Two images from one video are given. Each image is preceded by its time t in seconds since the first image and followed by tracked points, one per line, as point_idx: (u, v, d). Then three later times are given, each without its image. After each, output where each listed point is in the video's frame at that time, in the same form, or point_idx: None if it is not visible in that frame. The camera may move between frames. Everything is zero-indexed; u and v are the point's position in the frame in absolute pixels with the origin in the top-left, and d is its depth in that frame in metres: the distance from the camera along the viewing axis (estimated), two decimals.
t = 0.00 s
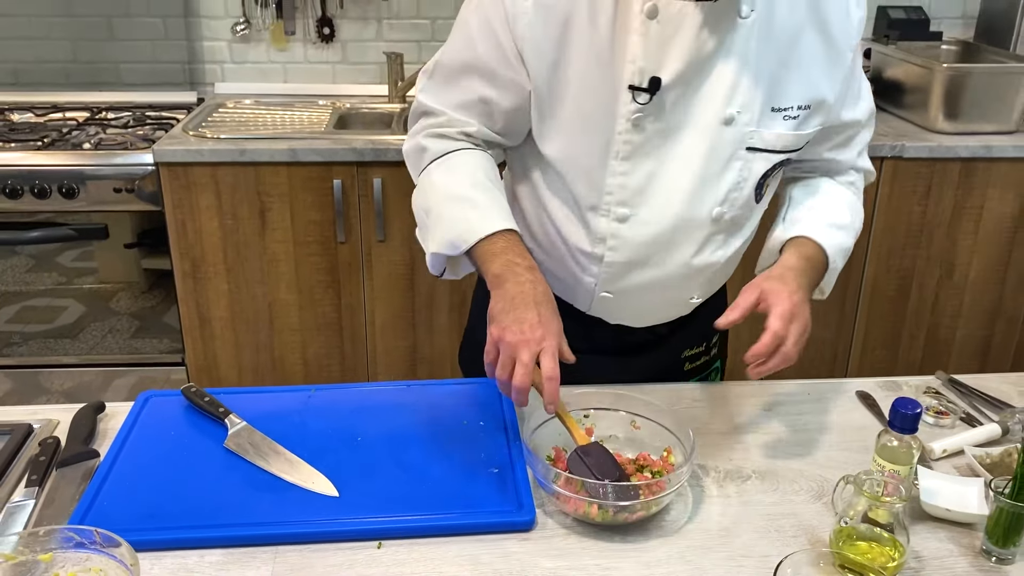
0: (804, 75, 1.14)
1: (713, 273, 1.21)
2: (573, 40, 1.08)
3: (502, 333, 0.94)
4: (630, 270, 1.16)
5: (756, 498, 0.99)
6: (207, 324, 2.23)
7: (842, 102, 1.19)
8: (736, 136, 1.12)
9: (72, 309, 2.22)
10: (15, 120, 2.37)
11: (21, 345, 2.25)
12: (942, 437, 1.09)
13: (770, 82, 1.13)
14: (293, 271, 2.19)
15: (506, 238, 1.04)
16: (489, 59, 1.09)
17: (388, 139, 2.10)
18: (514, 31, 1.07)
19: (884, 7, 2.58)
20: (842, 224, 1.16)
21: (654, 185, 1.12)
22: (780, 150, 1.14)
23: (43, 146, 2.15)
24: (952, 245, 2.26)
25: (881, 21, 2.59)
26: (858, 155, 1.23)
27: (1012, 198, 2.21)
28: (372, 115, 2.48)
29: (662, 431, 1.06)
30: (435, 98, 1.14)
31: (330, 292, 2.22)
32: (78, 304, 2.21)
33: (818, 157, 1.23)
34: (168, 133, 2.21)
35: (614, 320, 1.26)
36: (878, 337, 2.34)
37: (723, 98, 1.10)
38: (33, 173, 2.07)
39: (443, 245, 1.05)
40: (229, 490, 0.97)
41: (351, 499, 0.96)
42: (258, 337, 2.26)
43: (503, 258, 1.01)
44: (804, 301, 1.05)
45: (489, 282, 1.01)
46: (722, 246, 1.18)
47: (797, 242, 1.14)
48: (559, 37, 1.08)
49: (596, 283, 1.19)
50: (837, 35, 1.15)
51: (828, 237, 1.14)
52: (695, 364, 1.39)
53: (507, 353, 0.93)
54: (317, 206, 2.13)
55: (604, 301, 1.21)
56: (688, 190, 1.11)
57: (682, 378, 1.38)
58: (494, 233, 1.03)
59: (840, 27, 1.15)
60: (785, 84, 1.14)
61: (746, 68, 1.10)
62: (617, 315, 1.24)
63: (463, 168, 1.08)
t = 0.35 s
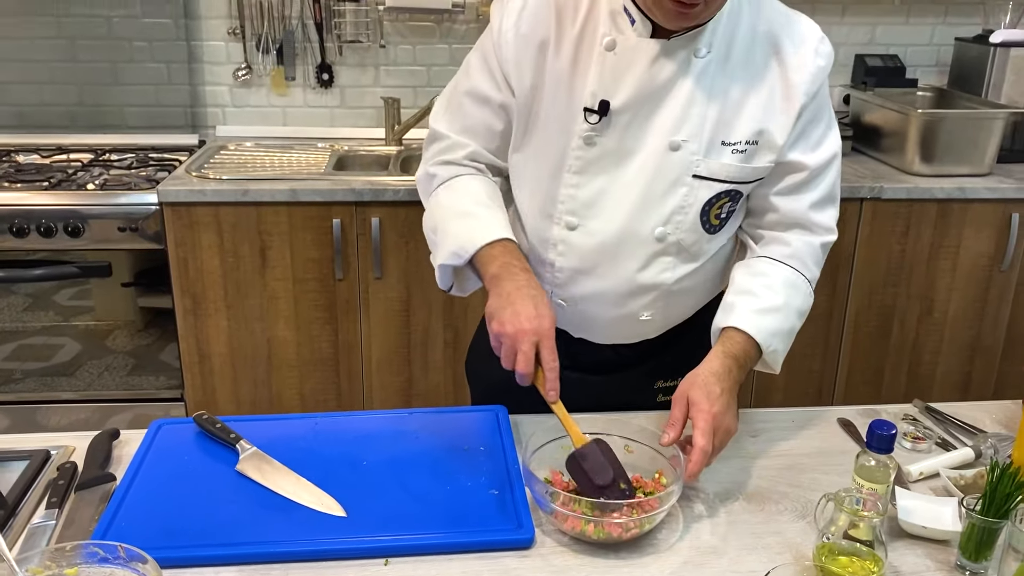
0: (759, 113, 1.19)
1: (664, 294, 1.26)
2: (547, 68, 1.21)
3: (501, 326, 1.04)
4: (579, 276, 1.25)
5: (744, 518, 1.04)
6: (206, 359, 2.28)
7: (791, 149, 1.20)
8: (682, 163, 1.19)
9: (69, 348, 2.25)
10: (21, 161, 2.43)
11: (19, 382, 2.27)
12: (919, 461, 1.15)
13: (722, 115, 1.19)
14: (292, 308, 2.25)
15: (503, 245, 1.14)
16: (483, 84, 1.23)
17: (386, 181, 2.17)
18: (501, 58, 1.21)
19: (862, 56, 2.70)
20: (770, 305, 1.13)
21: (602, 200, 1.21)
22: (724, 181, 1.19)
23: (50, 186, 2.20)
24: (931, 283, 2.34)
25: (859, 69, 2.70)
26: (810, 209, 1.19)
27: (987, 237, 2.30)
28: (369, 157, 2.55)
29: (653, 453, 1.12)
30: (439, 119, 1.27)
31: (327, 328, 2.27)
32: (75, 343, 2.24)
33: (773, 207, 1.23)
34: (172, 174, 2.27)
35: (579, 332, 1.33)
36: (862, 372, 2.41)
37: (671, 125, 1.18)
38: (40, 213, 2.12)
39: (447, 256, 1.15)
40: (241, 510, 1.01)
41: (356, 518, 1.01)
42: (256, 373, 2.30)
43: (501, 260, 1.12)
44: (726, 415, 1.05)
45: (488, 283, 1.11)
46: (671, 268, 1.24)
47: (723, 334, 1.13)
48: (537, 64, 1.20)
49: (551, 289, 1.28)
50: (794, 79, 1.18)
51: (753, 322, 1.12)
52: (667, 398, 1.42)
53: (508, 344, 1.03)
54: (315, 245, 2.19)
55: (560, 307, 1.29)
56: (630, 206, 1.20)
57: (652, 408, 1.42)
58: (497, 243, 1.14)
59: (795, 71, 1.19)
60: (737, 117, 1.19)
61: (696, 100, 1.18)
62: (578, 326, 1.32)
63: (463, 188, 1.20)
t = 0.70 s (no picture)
0: (737, 148, 1.24)
1: (653, 322, 1.29)
2: (539, 111, 1.26)
3: (490, 365, 1.08)
4: (570, 307, 1.28)
5: (740, 544, 1.07)
6: (206, 393, 2.30)
7: (769, 181, 1.24)
8: (666, 197, 1.23)
9: (66, 383, 2.26)
10: (25, 198, 2.46)
11: (17, 417, 2.29)
12: (909, 488, 1.18)
13: (701, 151, 1.24)
14: (291, 342, 2.28)
15: (498, 291, 1.17)
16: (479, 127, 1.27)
17: (385, 218, 2.22)
18: (494, 103, 1.25)
19: (848, 97, 2.77)
20: (755, 337, 1.17)
21: (590, 233, 1.25)
22: (705, 213, 1.23)
23: (53, 222, 2.24)
24: (920, 319, 2.38)
25: (846, 110, 2.78)
26: (790, 237, 1.23)
27: (973, 274, 2.35)
28: (368, 194, 2.60)
29: (651, 481, 1.15)
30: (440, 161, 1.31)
31: (325, 362, 2.30)
32: (72, 379, 2.26)
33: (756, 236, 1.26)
34: (174, 211, 2.31)
35: (569, 360, 1.36)
36: (853, 407, 2.45)
37: (654, 161, 1.23)
38: (44, 248, 2.14)
39: (444, 302, 1.18)
40: (249, 537, 1.04)
41: (362, 544, 1.03)
42: (255, 407, 2.32)
43: (494, 306, 1.15)
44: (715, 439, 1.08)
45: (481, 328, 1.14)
46: (659, 297, 1.27)
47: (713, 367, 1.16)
48: (528, 106, 1.25)
49: (543, 319, 1.31)
50: (769, 115, 1.23)
51: (739, 355, 1.15)
52: (658, 424, 1.45)
53: (495, 382, 1.06)
54: (315, 279, 2.23)
55: (551, 336, 1.32)
56: (617, 239, 1.24)
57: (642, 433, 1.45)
58: (493, 290, 1.17)
59: (769, 107, 1.23)
60: (716, 153, 1.24)
61: (677, 137, 1.23)
62: (569, 354, 1.35)
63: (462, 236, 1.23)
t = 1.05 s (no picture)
0: (708, 162, 1.29)
1: (651, 341, 1.30)
2: (514, 147, 1.29)
3: (469, 398, 1.07)
4: (569, 333, 1.29)
5: (731, 570, 1.08)
6: (201, 424, 2.31)
7: (747, 190, 1.29)
8: (648, 216, 1.27)
9: (59, 414, 2.26)
10: (24, 229, 2.48)
11: (11, 447, 2.28)
12: (898, 516, 1.19)
13: (675, 169, 1.29)
14: (287, 373, 2.29)
15: (474, 321, 1.17)
16: (456, 170, 1.30)
17: (382, 249, 2.24)
18: (467, 142, 1.29)
19: (838, 132, 2.82)
20: (765, 308, 1.19)
21: (579, 258, 1.27)
22: (687, 226, 1.28)
23: (52, 252, 2.26)
24: (911, 350, 2.40)
25: (835, 145, 2.82)
26: (778, 237, 1.28)
27: (962, 306, 2.38)
28: (364, 226, 2.63)
29: (644, 508, 1.17)
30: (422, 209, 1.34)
31: (320, 392, 2.31)
32: (66, 410, 2.26)
33: (743, 240, 1.31)
34: (172, 242, 2.33)
35: (569, 390, 1.36)
36: (846, 437, 2.46)
37: (633, 182, 1.27)
38: (42, 278, 2.15)
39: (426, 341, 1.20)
40: (245, 564, 1.05)
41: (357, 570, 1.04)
42: (250, 438, 2.33)
43: (469, 336, 1.15)
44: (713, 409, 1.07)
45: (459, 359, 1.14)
46: (655, 315, 1.29)
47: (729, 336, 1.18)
48: (503, 144, 1.29)
49: (542, 349, 1.31)
50: (734, 126, 1.29)
51: (753, 323, 1.17)
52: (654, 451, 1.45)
53: (474, 410, 1.05)
54: (312, 310, 2.25)
55: (551, 365, 1.33)
56: (608, 259, 1.26)
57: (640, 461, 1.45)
58: (470, 319, 1.17)
59: (733, 119, 1.29)
60: (690, 168, 1.29)
61: (650, 158, 1.28)
62: (569, 383, 1.35)
63: (441, 277, 1.24)
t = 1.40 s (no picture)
0: (680, 172, 1.32)
1: (639, 352, 1.28)
2: (497, 159, 1.31)
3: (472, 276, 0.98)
4: (557, 344, 1.27)
5: None
6: (196, 453, 2.30)
7: (714, 187, 1.30)
8: (627, 225, 1.28)
9: (53, 443, 2.25)
10: (21, 257, 2.49)
11: (4, 477, 2.27)
12: (895, 547, 1.19)
13: (651, 179, 1.31)
14: (283, 402, 2.28)
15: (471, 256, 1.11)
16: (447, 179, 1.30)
17: (379, 278, 2.25)
18: (456, 154, 1.31)
19: (831, 163, 2.84)
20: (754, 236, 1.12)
21: (565, 268, 1.27)
22: (666, 233, 1.29)
23: (49, 280, 2.26)
24: (906, 380, 2.41)
25: (829, 175, 2.85)
26: (752, 218, 1.25)
27: (957, 335, 2.39)
28: (361, 254, 2.64)
29: (641, 539, 1.16)
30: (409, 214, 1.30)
31: (315, 421, 2.30)
32: (60, 439, 2.25)
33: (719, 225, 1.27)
34: (169, 270, 2.34)
35: (558, 411, 1.33)
36: (843, 467, 2.46)
37: (612, 192, 1.29)
38: (38, 306, 2.15)
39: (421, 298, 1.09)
40: None
41: None
42: (245, 467, 2.32)
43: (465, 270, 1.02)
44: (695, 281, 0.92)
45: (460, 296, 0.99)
46: (643, 323, 1.28)
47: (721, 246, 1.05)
48: (486, 158, 1.32)
49: (529, 363, 1.28)
50: (702, 136, 1.32)
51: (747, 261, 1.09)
52: (644, 479, 1.43)
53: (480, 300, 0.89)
54: (308, 338, 2.25)
55: (540, 383, 1.29)
56: (593, 267, 1.27)
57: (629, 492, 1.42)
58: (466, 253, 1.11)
59: (700, 129, 1.32)
60: (665, 178, 1.31)
61: (627, 167, 1.30)
62: (558, 403, 1.31)
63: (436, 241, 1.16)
